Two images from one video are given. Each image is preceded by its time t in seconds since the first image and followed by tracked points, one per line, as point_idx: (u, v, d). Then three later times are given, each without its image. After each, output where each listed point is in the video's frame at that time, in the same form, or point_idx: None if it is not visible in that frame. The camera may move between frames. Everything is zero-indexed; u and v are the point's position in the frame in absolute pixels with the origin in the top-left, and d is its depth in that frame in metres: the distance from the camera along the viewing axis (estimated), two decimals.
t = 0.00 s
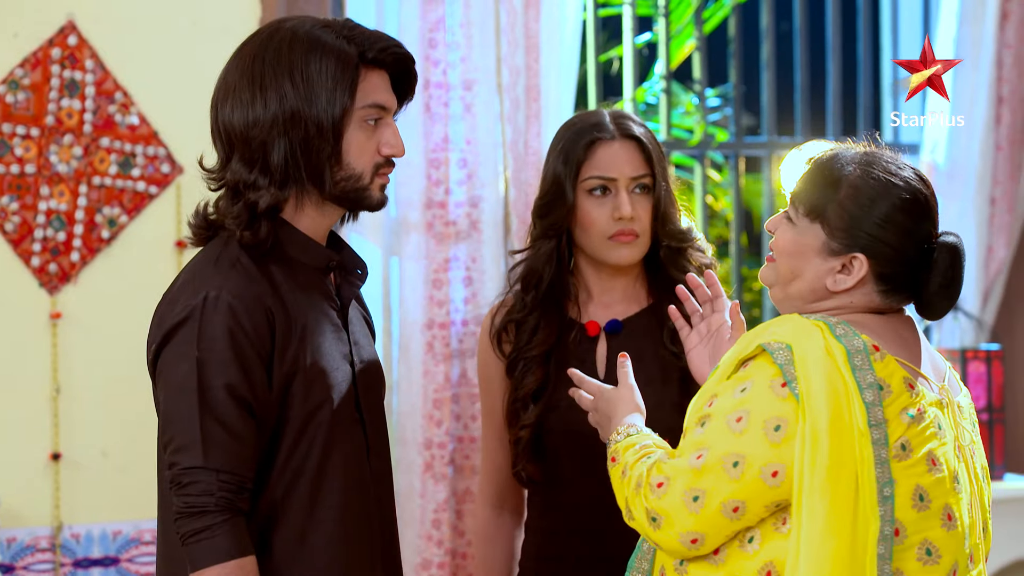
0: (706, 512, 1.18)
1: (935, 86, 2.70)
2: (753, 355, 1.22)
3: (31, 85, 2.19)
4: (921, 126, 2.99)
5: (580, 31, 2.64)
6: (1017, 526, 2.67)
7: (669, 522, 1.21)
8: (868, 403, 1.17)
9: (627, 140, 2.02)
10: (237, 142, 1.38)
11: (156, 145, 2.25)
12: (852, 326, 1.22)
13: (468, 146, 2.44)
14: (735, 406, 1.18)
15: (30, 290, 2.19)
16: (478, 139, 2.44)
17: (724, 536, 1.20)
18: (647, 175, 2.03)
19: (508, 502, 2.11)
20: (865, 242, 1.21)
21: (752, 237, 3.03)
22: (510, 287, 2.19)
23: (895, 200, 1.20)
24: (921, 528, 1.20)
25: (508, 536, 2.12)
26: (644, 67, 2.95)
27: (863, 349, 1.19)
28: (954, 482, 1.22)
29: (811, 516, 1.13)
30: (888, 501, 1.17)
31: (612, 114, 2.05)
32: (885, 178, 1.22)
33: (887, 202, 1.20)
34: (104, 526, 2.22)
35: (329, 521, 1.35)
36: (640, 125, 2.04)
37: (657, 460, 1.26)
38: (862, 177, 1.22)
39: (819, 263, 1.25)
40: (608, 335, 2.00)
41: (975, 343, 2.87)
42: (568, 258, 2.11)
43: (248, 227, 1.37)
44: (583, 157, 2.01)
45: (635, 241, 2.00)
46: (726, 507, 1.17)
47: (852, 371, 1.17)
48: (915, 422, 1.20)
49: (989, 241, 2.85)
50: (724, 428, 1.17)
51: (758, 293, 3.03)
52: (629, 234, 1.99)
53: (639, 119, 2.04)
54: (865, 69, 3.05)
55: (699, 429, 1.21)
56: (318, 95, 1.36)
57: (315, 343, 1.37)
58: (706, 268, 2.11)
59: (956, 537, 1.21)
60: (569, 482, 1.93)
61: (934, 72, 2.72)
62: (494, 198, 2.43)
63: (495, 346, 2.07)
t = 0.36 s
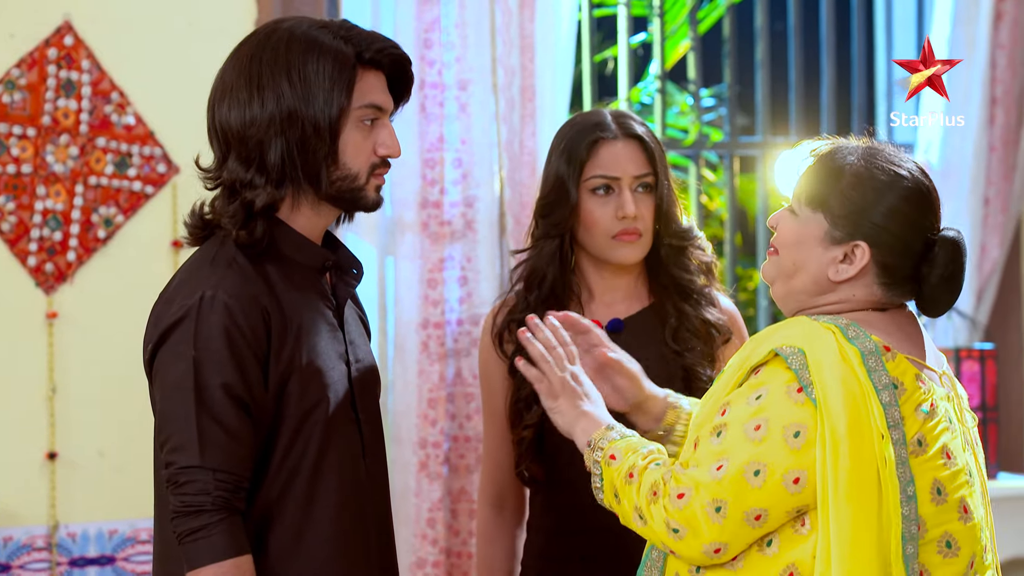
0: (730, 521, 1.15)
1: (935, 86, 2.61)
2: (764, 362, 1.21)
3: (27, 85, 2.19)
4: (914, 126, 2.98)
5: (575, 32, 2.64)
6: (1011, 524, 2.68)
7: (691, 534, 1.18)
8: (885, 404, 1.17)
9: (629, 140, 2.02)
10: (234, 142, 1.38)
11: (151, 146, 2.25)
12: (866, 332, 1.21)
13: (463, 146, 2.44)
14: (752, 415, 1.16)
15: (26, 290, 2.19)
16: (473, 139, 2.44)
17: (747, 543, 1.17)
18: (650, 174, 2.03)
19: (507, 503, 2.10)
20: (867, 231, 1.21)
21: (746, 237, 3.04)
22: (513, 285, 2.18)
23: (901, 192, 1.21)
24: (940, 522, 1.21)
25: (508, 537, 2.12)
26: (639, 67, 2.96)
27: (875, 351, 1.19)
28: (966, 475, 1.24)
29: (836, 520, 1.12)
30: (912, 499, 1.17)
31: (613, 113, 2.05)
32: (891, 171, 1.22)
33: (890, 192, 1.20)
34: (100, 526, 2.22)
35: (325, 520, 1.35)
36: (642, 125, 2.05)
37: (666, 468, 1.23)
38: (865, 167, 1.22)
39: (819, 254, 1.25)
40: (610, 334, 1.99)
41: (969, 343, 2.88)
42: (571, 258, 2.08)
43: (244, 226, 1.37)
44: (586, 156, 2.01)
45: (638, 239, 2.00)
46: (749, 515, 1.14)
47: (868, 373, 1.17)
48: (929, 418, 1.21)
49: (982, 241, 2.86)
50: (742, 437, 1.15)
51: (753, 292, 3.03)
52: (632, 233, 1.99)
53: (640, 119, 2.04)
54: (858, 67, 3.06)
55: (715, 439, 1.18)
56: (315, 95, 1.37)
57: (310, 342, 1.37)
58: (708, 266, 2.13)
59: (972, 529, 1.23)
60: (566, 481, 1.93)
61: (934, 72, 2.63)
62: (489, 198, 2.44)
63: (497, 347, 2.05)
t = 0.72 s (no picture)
0: (734, 526, 1.15)
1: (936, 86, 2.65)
2: (764, 363, 1.21)
3: (17, 85, 2.18)
4: (904, 126, 3.00)
5: (565, 32, 2.65)
6: (999, 523, 2.70)
7: (695, 539, 1.18)
8: (889, 404, 1.18)
9: (622, 140, 2.02)
10: (224, 142, 1.37)
11: (142, 145, 2.24)
12: (864, 331, 1.23)
13: (453, 146, 2.44)
14: (755, 417, 1.16)
15: (15, 289, 2.18)
16: (463, 139, 2.44)
17: (750, 546, 1.18)
18: (642, 174, 2.04)
19: (503, 502, 2.09)
20: (856, 226, 1.22)
21: (736, 237, 3.06)
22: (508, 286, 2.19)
23: (890, 187, 1.21)
24: (943, 522, 1.22)
25: (505, 535, 2.11)
26: (629, 66, 2.97)
27: (876, 351, 1.20)
28: (967, 476, 1.25)
29: (841, 521, 1.13)
30: (917, 499, 1.18)
31: (606, 114, 2.05)
32: (881, 166, 1.23)
33: (880, 187, 1.21)
34: (90, 525, 2.21)
35: (316, 520, 1.35)
36: (634, 125, 2.05)
37: (664, 476, 1.23)
38: (854, 163, 1.23)
39: (810, 249, 1.26)
40: (604, 335, 1.99)
41: (958, 343, 2.90)
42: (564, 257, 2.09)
43: (235, 226, 1.36)
44: (579, 156, 2.01)
45: (631, 239, 2.00)
46: (753, 518, 1.15)
47: (870, 373, 1.18)
48: (930, 418, 1.23)
49: (971, 241, 2.87)
50: (745, 439, 1.15)
51: (743, 292, 3.05)
52: (625, 233, 1.99)
53: (632, 119, 2.05)
54: (849, 66, 3.06)
55: (716, 443, 1.18)
56: (306, 96, 1.37)
57: (301, 342, 1.38)
58: (701, 266, 2.14)
59: (973, 530, 1.25)
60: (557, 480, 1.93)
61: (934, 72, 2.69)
62: (479, 198, 2.44)
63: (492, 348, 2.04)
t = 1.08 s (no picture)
0: (745, 528, 1.15)
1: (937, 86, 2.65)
2: (765, 361, 1.22)
3: (15, 85, 2.18)
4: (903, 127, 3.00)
5: (563, 33, 2.65)
6: (999, 523, 2.71)
7: (707, 545, 1.17)
8: (889, 399, 1.18)
9: (625, 140, 2.02)
10: (222, 143, 1.37)
11: (140, 146, 2.24)
12: (865, 328, 1.23)
13: (451, 146, 2.44)
14: (758, 416, 1.16)
15: (13, 290, 2.18)
16: (461, 139, 2.44)
17: (760, 548, 1.18)
18: (645, 175, 2.04)
19: (505, 502, 2.08)
20: (854, 229, 1.22)
21: (734, 237, 3.06)
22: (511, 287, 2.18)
23: (888, 189, 1.21)
24: (944, 521, 1.22)
25: (507, 535, 2.09)
26: (627, 67, 2.96)
27: (876, 346, 1.20)
28: (967, 474, 1.25)
29: (842, 518, 1.13)
30: (917, 496, 1.18)
31: (609, 114, 2.06)
32: (879, 168, 1.22)
33: (878, 189, 1.21)
34: (89, 525, 2.21)
35: (315, 521, 1.35)
36: (637, 125, 2.05)
37: (672, 481, 1.22)
38: (852, 165, 1.23)
39: (808, 251, 1.26)
40: (608, 336, 1.99)
41: (957, 343, 2.90)
42: (567, 255, 2.09)
43: (234, 228, 1.36)
44: (581, 157, 2.01)
45: (633, 240, 2.00)
46: (764, 518, 1.15)
47: (870, 368, 1.19)
48: (930, 414, 1.23)
49: (970, 241, 2.88)
50: (751, 439, 1.15)
51: (742, 292, 3.03)
52: (626, 234, 1.99)
53: (635, 119, 2.05)
54: (846, 67, 3.07)
55: (721, 445, 1.18)
56: (304, 97, 1.37)
57: (301, 341, 1.38)
58: (704, 267, 2.13)
59: (974, 529, 1.25)
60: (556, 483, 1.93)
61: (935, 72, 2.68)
62: (478, 198, 2.44)
63: (494, 347, 2.06)
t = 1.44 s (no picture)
0: (743, 533, 1.15)
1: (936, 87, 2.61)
2: (762, 364, 1.22)
3: (14, 85, 2.18)
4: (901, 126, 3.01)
5: (562, 33, 2.65)
6: (997, 522, 2.71)
7: (707, 551, 1.17)
8: (885, 400, 1.19)
9: (631, 141, 2.02)
10: (221, 143, 1.37)
11: (139, 146, 2.24)
12: (863, 329, 1.23)
13: (450, 146, 2.44)
14: (755, 420, 1.17)
15: (12, 290, 2.18)
16: (460, 140, 2.44)
17: (759, 552, 1.18)
18: (650, 176, 2.03)
19: (512, 503, 2.08)
20: (849, 223, 1.22)
21: (733, 237, 3.08)
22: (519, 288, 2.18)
23: (882, 184, 1.22)
24: (944, 522, 1.22)
25: (513, 538, 2.10)
26: (626, 67, 2.96)
27: (872, 347, 1.20)
28: (965, 474, 1.25)
29: (837, 520, 1.13)
30: (915, 496, 1.18)
31: (616, 114, 2.05)
32: (872, 164, 1.23)
33: (871, 183, 1.22)
34: (87, 526, 2.21)
35: (314, 522, 1.35)
36: (643, 125, 2.05)
37: (666, 493, 1.23)
38: (845, 161, 1.24)
39: (803, 249, 1.26)
40: (614, 338, 2.00)
41: (955, 343, 2.90)
42: (573, 255, 2.10)
43: (232, 228, 1.36)
44: (587, 157, 2.01)
45: (637, 241, 2.00)
46: (763, 523, 1.15)
47: (866, 370, 1.19)
48: (927, 415, 1.23)
49: (968, 242, 2.88)
50: (748, 443, 1.15)
51: (740, 292, 3.06)
52: (630, 234, 1.99)
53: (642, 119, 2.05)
54: (845, 68, 3.08)
55: (718, 449, 1.18)
56: (303, 97, 1.37)
57: (299, 343, 1.37)
58: (710, 268, 2.13)
59: (974, 529, 1.25)
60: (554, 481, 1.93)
61: (935, 72, 2.68)
62: (476, 198, 2.44)
63: (501, 347, 2.06)
